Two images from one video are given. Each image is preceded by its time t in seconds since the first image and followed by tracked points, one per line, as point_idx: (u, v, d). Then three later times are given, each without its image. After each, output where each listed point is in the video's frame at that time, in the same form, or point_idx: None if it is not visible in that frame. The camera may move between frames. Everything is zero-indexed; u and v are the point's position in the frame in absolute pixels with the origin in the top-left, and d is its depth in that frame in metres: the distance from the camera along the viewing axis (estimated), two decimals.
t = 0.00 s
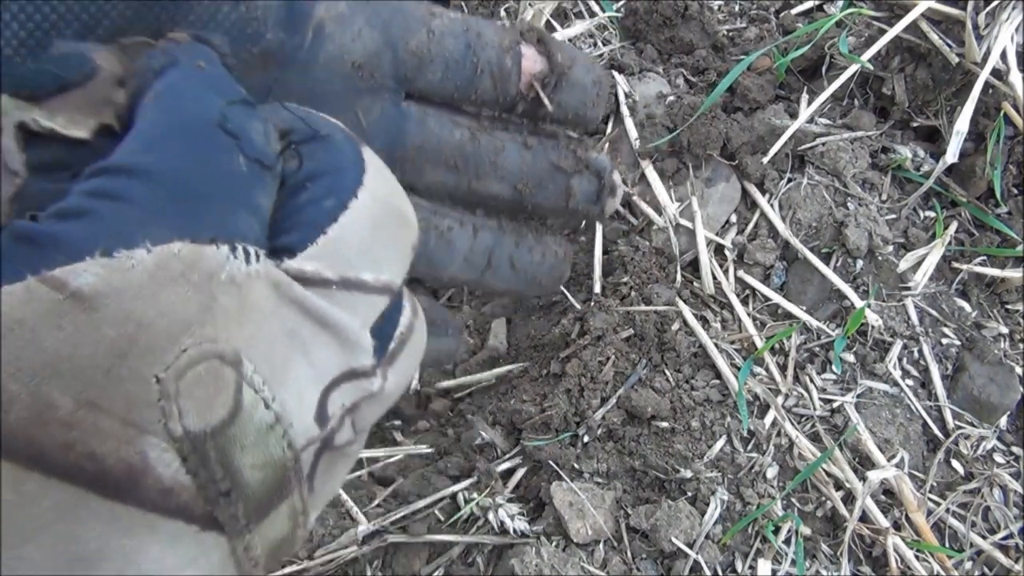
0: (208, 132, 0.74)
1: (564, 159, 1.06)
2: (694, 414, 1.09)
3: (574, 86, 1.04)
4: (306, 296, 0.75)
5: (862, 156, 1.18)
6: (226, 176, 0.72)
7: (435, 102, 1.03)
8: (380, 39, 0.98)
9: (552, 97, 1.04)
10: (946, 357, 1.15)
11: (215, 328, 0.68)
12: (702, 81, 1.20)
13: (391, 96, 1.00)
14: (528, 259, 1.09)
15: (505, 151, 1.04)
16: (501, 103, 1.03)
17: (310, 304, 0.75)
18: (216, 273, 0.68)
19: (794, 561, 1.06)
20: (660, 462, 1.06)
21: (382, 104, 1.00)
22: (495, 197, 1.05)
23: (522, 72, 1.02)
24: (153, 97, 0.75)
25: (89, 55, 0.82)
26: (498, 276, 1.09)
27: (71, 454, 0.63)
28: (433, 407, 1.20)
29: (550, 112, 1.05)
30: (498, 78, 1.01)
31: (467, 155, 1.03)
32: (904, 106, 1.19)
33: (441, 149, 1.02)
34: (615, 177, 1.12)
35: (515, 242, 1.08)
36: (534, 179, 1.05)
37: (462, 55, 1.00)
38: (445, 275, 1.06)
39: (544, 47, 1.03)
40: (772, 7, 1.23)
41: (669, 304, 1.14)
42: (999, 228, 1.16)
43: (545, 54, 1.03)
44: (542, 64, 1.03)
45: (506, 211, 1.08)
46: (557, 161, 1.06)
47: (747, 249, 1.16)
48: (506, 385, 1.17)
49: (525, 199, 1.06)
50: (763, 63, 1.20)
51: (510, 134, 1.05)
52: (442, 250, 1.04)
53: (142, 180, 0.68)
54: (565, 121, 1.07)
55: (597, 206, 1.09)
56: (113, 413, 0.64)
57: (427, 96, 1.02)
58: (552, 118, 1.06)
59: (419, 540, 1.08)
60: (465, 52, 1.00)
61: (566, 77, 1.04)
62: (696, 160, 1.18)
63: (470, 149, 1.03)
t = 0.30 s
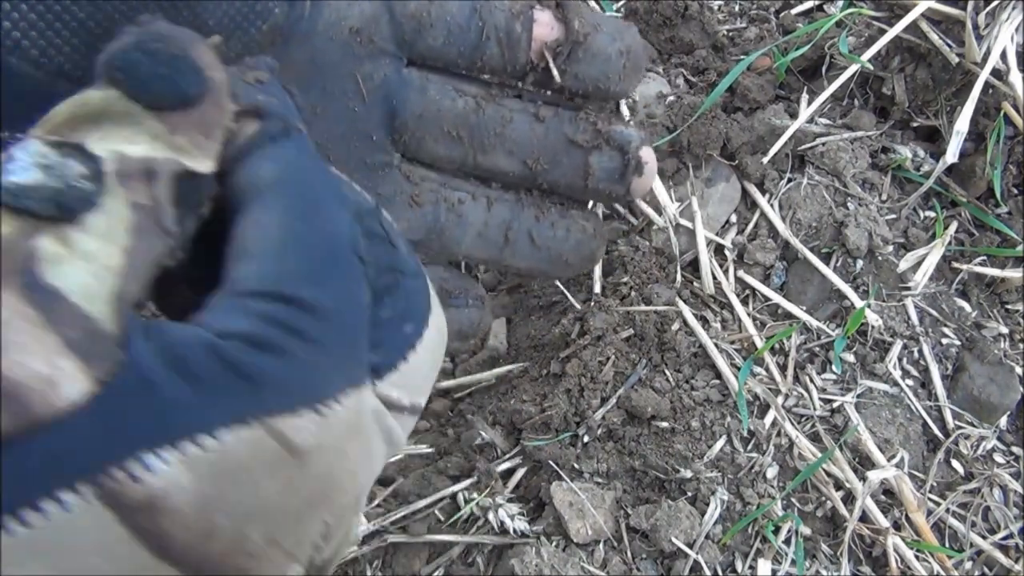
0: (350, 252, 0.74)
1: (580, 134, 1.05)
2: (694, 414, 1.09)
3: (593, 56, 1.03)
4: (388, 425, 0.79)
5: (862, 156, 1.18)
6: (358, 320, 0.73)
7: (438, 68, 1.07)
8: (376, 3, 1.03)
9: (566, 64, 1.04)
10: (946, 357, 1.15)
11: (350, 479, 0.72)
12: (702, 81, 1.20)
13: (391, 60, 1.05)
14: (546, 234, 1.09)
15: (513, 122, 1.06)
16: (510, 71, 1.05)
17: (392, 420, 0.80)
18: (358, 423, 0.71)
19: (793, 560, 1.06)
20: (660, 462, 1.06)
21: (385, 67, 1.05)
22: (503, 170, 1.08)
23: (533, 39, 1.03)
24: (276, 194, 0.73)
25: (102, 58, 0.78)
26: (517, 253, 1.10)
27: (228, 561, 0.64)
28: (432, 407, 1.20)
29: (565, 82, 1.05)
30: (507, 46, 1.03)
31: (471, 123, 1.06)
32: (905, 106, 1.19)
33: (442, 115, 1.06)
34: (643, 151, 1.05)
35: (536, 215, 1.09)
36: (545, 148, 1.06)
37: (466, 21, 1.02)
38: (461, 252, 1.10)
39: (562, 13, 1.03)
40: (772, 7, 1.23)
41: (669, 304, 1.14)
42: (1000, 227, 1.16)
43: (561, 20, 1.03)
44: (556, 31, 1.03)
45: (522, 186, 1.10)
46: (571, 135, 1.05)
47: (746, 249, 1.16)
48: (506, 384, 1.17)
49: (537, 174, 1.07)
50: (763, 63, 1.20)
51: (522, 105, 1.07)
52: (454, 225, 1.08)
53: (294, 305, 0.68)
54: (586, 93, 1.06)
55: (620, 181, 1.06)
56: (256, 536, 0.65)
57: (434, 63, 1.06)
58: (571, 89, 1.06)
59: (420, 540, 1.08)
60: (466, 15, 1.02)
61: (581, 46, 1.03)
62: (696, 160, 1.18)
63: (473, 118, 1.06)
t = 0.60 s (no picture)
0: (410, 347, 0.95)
1: (549, 163, 1.07)
2: (694, 414, 1.09)
3: (568, 86, 1.05)
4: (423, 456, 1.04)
5: (862, 156, 1.18)
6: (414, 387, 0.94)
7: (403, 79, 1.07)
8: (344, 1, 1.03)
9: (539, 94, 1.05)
10: (946, 357, 1.15)
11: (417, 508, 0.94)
12: (702, 81, 1.20)
13: (354, 64, 1.05)
14: (505, 267, 1.11)
15: (476, 143, 1.07)
16: (477, 89, 1.06)
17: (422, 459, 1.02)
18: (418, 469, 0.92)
19: (794, 560, 1.06)
20: (660, 462, 1.06)
21: (347, 69, 1.05)
22: (461, 194, 1.09)
23: (505, 59, 1.04)
24: (374, 288, 0.93)
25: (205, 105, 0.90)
26: (472, 282, 1.11)
27: None
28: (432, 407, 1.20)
29: (533, 108, 1.06)
30: (483, 68, 1.04)
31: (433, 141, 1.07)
32: (904, 106, 1.19)
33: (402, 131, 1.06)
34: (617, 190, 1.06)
35: (495, 247, 1.11)
36: (506, 175, 1.07)
37: (436, 30, 1.03)
38: (410, 280, 1.11)
39: (539, 33, 1.03)
40: (772, 7, 1.23)
41: (669, 304, 1.14)
42: (999, 227, 1.16)
43: (536, 42, 1.03)
44: (531, 54, 1.04)
45: (483, 216, 1.11)
46: (538, 164, 1.07)
47: (746, 249, 1.16)
48: (506, 384, 1.17)
49: (497, 201, 1.09)
50: (763, 63, 1.20)
51: (488, 126, 1.07)
52: (406, 250, 1.09)
53: (406, 407, 0.90)
54: (557, 126, 1.08)
55: (587, 218, 1.07)
56: None
57: (398, 72, 1.06)
58: (541, 119, 1.07)
59: (421, 539, 1.07)
60: (441, 23, 1.03)
61: (554, 73, 1.04)
62: (696, 160, 1.18)
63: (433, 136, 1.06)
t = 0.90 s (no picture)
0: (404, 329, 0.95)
1: (551, 137, 1.07)
2: (694, 414, 1.09)
3: (571, 58, 1.05)
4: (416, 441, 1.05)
5: (862, 155, 1.18)
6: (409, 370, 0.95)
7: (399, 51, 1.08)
8: None
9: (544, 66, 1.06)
10: (946, 357, 1.15)
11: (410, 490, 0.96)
12: (701, 81, 1.20)
13: (349, 35, 1.06)
14: (506, 245, 1.12)
15: (475, 116, 1.07)
16: (477, 62, 1.06)
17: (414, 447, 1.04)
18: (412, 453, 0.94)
19: (793, 560, 1.06)
20: (660, 462, 1.06)
21: (342, 40, 1.06)
22: (461, 169, 1.10)
23: (505, 31, 1.04)
24: (367, 268, 0.93)
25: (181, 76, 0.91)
26: (472, 261, 1.12)
27: None
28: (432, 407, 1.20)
29: (535, 82, 1.07)
30: (485, 42, 1.05)
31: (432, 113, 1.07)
32: (905, 106, 1.19)
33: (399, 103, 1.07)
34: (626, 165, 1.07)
35: (496, 224, 1.11)
36: (508, 151, 1.08)
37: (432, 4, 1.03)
38: (408, 257, 1.12)
39: (541, 7, 1.03)
40: (772, 7, 1.23)
41: (669, 304, 1.14)
42: (1000, 227, 1.16)
43: (539, 15, 1.04)
44: (532, 27, 1.04)
45: (484, 191, 1.12)
46: (540, 137, 1.07)
47: (746, 249, 1.16)
48: (506, 384, 1.17)
49: (498, 176, 1.09)
50: (763, 63, 1.20)
51: (488, 99, 1.08)
52: (404, 226, 1.10)
53: (401, 394, 0.91)
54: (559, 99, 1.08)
55: (592, 194, 1.08)
56: None
57: (393, 43, 1.07)
58: (544, 94, 1.08)
59: (420, 539, 1.08)
60: None
61: (555, 45, 1.04)
62: (695, 160, 1.18)
63: (433, 109, 1.07)
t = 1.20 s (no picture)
0: (404, 324, 0.98)
1: (560, 122, 1.04)
2: (694, 414, 1.08)
3: (586, 40, 1.01)
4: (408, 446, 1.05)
5: (862, 155, 1.18)
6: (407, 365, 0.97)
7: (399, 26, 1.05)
8: None
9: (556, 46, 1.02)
10: (946, 357, 1.15)
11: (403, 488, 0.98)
12: (701, 81, 1.20)
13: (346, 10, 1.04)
14: (510, 231, 1.11)
15: (479, 98, 1.04)
16: (484, 40, 1.04)
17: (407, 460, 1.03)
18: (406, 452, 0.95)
19: (794, 560, 1.06)
20: (660, 462, 1.06)
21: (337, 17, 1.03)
22: (463, 151, 1.07)
23: (515, 8, 1.01)
24: (370, 259, 0.95)
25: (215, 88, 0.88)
26: (474, 246, 1.11)
27: None
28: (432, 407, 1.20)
29: (546, 64, 1.03)
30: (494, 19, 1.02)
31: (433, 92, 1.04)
32: (904, 106, 1.19)
33: (399, 83, 1.04)
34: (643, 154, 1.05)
35: (500, 210, 1.10)
36: (513, 135, 1.05)
37: None
38: (408, 239, 1.11)
39: None
40: (772, 7, 1.23)
41: (669, 304, 1.14)
42: (1000, 227, 1.16)
43: None
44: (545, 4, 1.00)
45: (489, 173, 1.10)
46: (549, 121, 1.04)
47: (746, 249, 1.16)
48: (506, 384, 1.17)
49: (501, 160, 1.07)
50: (763, 63, 1.20)
51: (495, 79, 1.05)
52: (403, 209, 1.09)
53: (398, 389, 0.93)
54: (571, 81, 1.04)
55: (603, 183, 1.06)
56: None
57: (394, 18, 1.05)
58: (555, 75, 1.04)
59: (420, 540, 1.08)
60: None
61: (570, 24, 1.01)
62: (696, 160, 1.18)
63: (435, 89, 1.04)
